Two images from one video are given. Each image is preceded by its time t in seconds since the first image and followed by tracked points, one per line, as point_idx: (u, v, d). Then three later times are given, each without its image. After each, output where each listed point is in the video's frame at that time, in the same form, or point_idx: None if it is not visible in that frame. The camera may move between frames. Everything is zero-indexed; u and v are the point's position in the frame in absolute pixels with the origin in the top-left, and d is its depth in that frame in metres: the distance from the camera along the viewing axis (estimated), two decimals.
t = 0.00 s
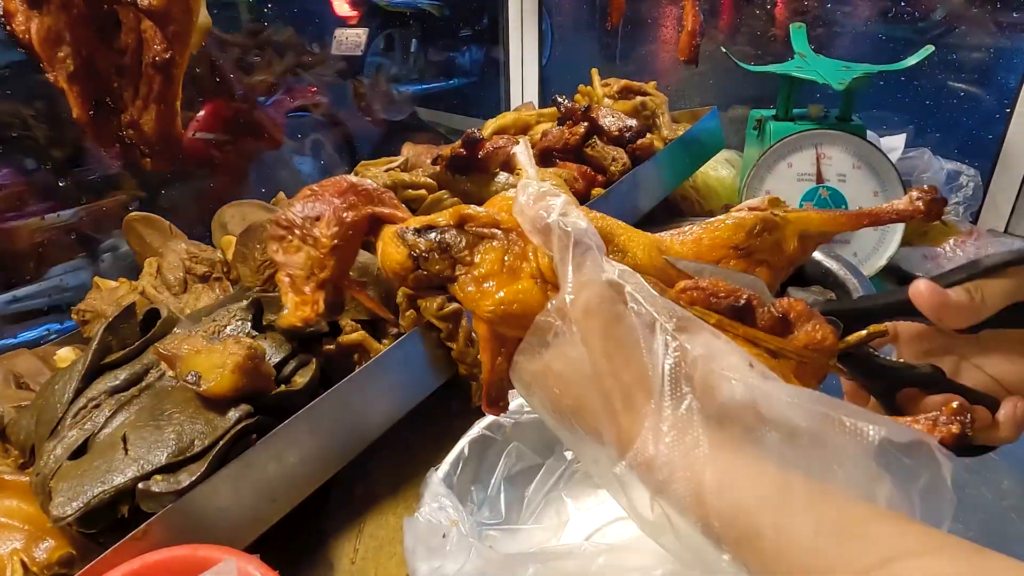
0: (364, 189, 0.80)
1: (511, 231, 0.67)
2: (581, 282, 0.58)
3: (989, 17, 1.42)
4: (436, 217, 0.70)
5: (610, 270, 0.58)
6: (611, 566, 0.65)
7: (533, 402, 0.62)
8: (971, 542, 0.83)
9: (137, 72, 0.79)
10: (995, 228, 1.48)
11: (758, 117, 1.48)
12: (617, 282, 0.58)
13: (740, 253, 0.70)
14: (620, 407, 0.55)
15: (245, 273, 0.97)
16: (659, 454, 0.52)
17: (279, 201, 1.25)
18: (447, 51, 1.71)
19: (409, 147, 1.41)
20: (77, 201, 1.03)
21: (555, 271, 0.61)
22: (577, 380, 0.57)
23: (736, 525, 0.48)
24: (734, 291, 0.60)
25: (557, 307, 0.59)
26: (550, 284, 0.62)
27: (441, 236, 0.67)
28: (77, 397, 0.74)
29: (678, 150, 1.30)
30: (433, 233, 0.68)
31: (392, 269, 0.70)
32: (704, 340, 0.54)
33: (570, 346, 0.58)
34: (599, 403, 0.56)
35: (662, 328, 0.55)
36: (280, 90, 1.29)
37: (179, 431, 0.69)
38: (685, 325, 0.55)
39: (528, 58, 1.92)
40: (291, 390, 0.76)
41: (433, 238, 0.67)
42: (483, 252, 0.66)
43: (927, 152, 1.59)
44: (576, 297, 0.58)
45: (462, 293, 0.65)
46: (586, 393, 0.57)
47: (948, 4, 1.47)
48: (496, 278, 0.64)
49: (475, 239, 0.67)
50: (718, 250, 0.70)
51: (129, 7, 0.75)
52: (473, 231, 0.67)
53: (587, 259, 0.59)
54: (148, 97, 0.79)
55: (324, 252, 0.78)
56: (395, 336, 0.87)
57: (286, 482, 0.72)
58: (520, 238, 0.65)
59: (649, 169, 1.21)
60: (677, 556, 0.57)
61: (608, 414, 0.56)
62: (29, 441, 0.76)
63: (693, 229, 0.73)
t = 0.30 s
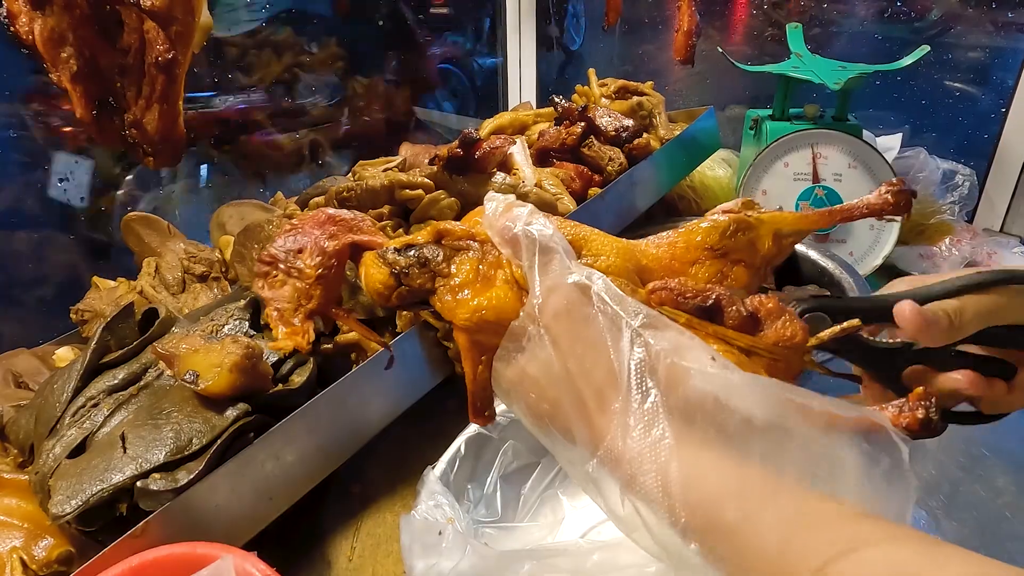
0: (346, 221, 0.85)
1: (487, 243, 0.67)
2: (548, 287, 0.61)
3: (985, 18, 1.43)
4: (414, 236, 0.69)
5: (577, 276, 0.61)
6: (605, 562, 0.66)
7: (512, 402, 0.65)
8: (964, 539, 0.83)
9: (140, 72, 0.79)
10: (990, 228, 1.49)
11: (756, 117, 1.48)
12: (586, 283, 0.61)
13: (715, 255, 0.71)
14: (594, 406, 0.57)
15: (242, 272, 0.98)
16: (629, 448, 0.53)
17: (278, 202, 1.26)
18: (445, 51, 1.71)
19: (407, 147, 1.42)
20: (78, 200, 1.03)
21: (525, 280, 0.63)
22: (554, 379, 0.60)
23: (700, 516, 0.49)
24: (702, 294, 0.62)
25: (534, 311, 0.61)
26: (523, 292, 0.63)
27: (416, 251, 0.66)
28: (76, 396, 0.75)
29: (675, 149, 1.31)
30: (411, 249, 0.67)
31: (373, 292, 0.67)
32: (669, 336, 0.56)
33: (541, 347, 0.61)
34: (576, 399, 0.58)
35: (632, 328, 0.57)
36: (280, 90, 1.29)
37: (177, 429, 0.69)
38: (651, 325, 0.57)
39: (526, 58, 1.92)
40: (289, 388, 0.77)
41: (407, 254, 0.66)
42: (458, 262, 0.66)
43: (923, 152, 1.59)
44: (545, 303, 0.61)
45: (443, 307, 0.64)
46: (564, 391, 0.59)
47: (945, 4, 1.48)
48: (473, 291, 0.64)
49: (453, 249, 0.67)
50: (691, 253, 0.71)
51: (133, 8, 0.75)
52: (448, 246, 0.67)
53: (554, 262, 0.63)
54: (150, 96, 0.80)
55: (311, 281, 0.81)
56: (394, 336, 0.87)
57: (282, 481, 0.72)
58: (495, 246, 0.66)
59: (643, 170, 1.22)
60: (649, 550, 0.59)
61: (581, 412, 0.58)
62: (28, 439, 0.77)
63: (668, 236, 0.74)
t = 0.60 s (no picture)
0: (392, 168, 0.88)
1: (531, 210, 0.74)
2: (588, 260, 0.63)
3: (979, 19, 1.44)
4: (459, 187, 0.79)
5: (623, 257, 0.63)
6: (598, 560, 0.66)
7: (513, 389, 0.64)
8: (956, 537, 0.84)
9: (136, 74, 0.80)
10: (985, 228, 1.50)
11: (751, 117, 1.49)
12: (627, 270, 0.62)
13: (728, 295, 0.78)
14: (602, 380, 0.56)
15: (240, 272, 0.99)
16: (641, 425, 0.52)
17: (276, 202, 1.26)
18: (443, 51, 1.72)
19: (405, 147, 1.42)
20: (76, 201, 1.03)
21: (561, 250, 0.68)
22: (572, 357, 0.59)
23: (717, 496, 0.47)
24: (719, 325, 0.68)
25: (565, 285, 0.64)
26: (558, 258, 0.68)
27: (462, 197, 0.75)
28: (74, 395, 0.75)
29: (672, 149, 1.32)
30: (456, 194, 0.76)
31: (406, 218, 0.79)
32: (697, 323, 0.57)
33: (571, 316, 0.61)
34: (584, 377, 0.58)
35: (670, 312, 0.58)
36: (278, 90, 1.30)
37: (174, 428, 0.70)
38: (686, 311, 0.58)
39: (523, 57, 1.91)
40: (287, 387, 0.78)
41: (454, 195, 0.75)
42: (502, 216, 0.73)
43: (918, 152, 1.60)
44: (583, 273, 0.62)
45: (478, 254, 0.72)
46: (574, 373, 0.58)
47: (939, 5, 1.49)
48: (511, 245, 0.70)
49: (493, 206, 0.74)
50: (708, 286, 0.78)
51: (128, 11, 0.77)
52: (494, 207, 0.74)
53: (600, 241, 0.64)
54: (146, 99, 0.81)
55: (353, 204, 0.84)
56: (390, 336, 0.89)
57: (279, 480, 0.73)
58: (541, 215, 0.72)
59: (637, 170, 1.22)
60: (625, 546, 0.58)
61: (588, 388, 0.57)
62: (27, 438, 0.77)
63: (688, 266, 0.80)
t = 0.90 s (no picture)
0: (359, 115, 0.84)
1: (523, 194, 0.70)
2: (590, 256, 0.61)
3: (972, 20, 1.44)
4: (449, 162, 0.73)
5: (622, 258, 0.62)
6: (592, 557, 0.67)
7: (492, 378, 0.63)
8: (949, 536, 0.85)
9: (126, 77, 0.81)
10: (980, 227, 1.50)
11: (746, 117, 1.49)
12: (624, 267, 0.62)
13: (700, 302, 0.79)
14: (606, 376, 0.55)
15: (236, 273, 0.99)
16: (646, 422, 0.52)
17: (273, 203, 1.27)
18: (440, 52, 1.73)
19: (401, 148, 1.43)
20: (73, 202, 1.04)
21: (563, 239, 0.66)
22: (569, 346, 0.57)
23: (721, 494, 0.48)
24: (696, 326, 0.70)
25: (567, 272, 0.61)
26: (558, 248, 0.65)
27: (456, 174, 0.70)
28: (71, 395, 0.76)
29: (667, 149, 1.32)
30: (447, 168, 0.70)
31: (382, 190, 0.71)
32: (698, 322, 0.58)
33: (577, 306, 0.58)
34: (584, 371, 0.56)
35: (674, 312, 0.58)
36: (275, 91, 1.30)
37: (170, 428, 0.71)
38: (689, 313, 0.59)
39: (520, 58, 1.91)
40: (282, 387, 0.78)
41: (444, 170, 0.70)
42: (499, 199, 0.69)
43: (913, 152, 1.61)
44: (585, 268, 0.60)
45: (475, 232, 0.66)
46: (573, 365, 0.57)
47: (934, 6, 1.49)
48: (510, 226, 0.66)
49: (488, 187, 0.70)
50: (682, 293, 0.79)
51: (119, 15, 0.77)
52: (488, 187, 0.70)
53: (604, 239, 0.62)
54: (137, 103, 0.81)
55: (311, 152, 0.78)
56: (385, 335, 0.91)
57: (274, 479, 0.73)
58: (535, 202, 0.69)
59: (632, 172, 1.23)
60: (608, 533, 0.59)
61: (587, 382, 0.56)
62: (24, 438, 0.78)
63: (663, 270, 0.82)
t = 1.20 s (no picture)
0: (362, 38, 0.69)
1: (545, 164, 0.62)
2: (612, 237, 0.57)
3: (963, 20, 1.45)
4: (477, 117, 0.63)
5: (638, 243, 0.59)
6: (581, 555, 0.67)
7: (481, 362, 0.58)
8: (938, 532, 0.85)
9: (119, 78, 0.81)
10: (971, 226, 1.51)
11: (739, 117, 1.50)
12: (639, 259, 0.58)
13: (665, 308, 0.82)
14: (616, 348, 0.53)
15: (229, 273, 0.99)
16: (648, 396, 0.51)
17: (267, 203, 1.27)
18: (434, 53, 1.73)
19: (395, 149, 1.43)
20: (66, 203, 1.04)
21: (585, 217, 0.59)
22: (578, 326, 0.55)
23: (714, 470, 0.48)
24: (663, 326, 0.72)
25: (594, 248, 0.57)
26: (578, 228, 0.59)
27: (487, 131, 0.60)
28: (63, 396, 0.76)
29: (660, 149, 1.33)
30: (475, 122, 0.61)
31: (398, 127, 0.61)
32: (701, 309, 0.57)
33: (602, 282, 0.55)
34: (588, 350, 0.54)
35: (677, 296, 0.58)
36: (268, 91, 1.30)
37: (162, 428, 0.71)
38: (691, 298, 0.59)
39: (514, 58, 1.92)
40: (273, 387, 0.79)
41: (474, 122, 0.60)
42: (528, 166, 0.60)
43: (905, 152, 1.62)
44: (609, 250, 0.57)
45: (505, 191, 0.57)
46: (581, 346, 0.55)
47: (926, 6, 1.50)
48: (544, 194, 0.58)
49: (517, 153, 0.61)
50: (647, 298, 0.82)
51: (112, 15, 0.77)
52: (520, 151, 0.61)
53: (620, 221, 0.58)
54: (129, 103, 0.81)
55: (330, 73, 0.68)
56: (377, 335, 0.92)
57: (266, 479, 0.74)
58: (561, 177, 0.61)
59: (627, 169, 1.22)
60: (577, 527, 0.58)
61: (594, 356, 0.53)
62: (16, 439, 0.78)
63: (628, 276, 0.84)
